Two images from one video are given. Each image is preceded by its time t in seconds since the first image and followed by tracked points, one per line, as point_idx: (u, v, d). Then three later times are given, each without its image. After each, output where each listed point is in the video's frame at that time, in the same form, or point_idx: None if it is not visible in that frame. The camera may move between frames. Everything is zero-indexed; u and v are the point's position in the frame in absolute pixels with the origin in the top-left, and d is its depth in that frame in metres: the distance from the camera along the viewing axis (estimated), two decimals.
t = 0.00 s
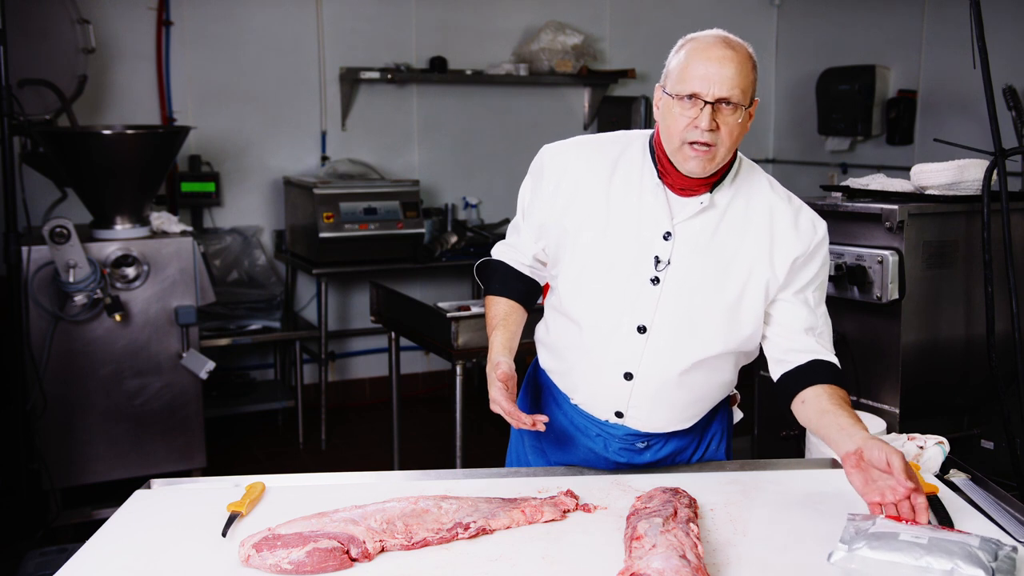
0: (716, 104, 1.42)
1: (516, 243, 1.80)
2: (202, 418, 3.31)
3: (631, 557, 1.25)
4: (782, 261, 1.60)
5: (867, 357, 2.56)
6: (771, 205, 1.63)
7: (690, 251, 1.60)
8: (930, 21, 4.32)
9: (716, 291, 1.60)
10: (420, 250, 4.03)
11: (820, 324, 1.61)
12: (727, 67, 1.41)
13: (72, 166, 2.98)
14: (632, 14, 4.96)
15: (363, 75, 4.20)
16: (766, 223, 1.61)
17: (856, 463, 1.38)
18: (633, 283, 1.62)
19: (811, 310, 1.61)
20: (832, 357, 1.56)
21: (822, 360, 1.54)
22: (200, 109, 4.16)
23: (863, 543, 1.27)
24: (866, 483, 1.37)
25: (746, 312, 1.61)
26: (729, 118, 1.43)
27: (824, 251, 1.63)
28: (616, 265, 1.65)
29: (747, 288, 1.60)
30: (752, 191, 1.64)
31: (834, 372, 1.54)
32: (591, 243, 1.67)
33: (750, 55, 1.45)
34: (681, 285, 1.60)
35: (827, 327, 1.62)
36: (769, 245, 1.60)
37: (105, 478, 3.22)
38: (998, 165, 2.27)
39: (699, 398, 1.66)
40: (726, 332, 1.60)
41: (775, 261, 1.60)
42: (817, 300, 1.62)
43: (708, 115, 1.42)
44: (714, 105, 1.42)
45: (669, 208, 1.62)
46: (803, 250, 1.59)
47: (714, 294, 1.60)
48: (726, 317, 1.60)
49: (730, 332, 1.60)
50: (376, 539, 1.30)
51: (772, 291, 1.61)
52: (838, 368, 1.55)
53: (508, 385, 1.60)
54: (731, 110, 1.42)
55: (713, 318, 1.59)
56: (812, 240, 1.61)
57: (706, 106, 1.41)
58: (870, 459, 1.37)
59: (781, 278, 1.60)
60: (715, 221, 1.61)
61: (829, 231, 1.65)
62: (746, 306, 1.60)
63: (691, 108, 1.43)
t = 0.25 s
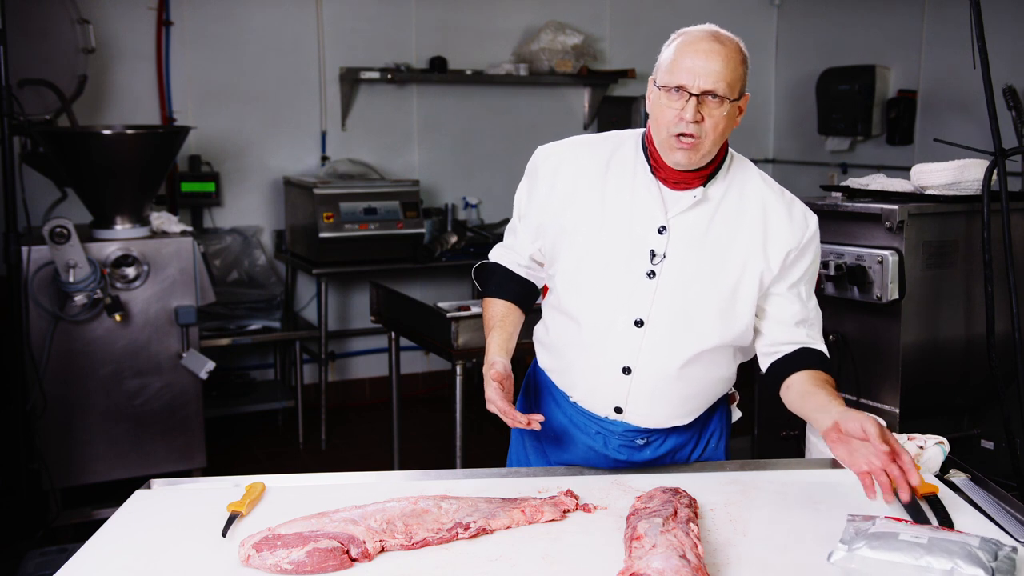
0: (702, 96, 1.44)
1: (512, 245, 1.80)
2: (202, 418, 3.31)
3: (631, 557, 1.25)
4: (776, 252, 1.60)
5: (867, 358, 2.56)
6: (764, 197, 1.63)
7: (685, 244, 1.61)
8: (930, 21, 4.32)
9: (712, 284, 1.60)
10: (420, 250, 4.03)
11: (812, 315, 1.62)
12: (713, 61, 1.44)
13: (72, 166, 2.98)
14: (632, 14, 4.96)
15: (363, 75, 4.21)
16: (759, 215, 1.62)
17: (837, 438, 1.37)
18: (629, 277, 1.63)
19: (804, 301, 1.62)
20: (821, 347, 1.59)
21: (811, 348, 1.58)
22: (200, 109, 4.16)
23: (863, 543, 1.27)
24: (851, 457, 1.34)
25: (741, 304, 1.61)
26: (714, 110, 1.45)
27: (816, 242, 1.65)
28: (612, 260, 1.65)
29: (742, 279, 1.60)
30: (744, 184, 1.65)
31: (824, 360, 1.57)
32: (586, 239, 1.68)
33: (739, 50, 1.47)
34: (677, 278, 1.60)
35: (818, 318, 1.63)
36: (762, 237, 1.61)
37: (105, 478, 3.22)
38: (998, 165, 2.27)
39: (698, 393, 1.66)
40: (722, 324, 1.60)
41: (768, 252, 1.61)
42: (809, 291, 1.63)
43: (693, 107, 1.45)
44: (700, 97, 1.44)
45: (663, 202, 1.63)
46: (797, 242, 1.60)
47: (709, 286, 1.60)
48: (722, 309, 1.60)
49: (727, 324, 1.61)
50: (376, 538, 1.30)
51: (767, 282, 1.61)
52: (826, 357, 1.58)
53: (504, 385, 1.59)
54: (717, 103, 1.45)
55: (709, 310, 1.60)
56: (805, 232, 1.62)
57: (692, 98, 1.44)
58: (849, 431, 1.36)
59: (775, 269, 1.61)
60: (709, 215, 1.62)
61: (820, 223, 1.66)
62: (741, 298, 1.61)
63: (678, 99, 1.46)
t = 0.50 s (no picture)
0: (691, 95, 1.45)
1: (508, 246, 1.80)
2: (203, 418, 3.31)
3: (631, 556, 1.25)
4: (766, 244, 1.62)
5: (867, 358, 2.56)
6: (754, 191, 1.65)
7: (678, 238, 1.62)
8: (930, 22, 4.32)
9: (705, 277, 1.61)
10: (420, 250, 4.03)
11: (801, 306, 1.64)
12: (701, 60, 1.44)
13: (73, 166, 2.98)
14: (632, 14, 4.96)
15: (363, 75, 4.21)
16: (750, 209, 1.63)
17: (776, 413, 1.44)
18: (623, 272, 1.63)
19: (794, 292, 1.64)
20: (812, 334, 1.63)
21: (794, 336, 1.62)
22: (200, 109, 4.16)
23: (863, 543, 1.27)
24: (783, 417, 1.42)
25: (735, 296, 1.62)
26: (703, 108, 1.46)
27: (806, 234, 1.66)
28: (606, 256, 1.66)
29: (734, 272, 1.62)
30: (734, 179, 1.66)
31: (809, 349, 1.60)
32: (580, 236, 1.69)
33: (723, 47, 1.48)
34: (671, 272, 1.61)
35: (808, 309, 1.66)
36: (754, 230, 1.62)
37: (105, 478, 3.22)
38: (998, 165, 2.28)
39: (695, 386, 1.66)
40: (717, 317, 1.61)
41: (759, 244, 1.62)
42: (799, 283, 1.65)
43: (682, 106, 1.45)
44: (688, 97, 1.45)
45: (655, 198, 1.64)
46: (787, 233, 1.62)
47: (703, 280, 1.61)
48: (716, 302, 1.61)
49: (721, 317, 1.62)
50: (376, 538, 1.30)
51: (759, 274, 1.63)
52: (813, 346, 1.62)
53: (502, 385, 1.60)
54: (705, 101, 1.46)
55: (704, 304, 1.61)
56: (795, 224, 1.64)
57: (682, 97, 1.45)
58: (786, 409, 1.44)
59: (767, 260, 1.62)
60: (700, 209, 1.63)
61: (810, 214, 1.67)
62: (734, 290, 1.62)
63: (667, 99, 1.47)
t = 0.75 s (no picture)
0: (687, 101, 1.47)
1: (498, 249, 1.82)
2: (203, 418, 3.31)
3: (631, 557, 1.25)
4: (753, 240, 1.66)
5: (867, 358, 2.56)
6: (739, 189, 1.68)
7: (669, 236, 1.64)
8: (930, 22, 4.32)
9: (696, 274, 1.63)
10: (420, 250, 4.02)
11: (785, 302, 1.68)
12: (692, 65, 1.46)
13: (73, 166, 2.98)
14: (632, 14, 4.96)
15: (363, 75, 4.21)
16: (736, 206, 1.66)
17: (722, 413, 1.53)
18: (616, 271, 1.65)
19: (778, 288, 1.67)
20: (789, 333, 1.67)
21: (773, 331, 1.66)
22: (200, 109, 4.16)
23: (863, 543, 1.27)
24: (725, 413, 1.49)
25: (724, 292, 1.65)
26: (700, 112, 1.48)
27: (790, 229, 1.70)
28: (598, 255, 1.67)
29: (724, 268, 1.65)
30: (720, 177, 1.69)
31: (787, 346, 1.65)
32: (572, 236, 1.70)
33: (708, 48, 1.50)
34: (663, 270, 1.63)
35: (791, 304, 1.70)
36: (741, 227, 1.66)
37: (105, 478, 3.22)
38: (998, 165, 2.28)
39: (689, 382, 1.67)
40: (708, 313, 1.63)
41: (747, 241, 1.66)
42: (784, 279, 1.69)
43: (681, 113, 1.47)
44: (685, 103, 1.47)
45: (644, 198, 1.66)
46: (772, 229, 1.66)
47: (694, 277, 1.63)
48: (707, 298, 1.63)
49: (713, 312, 1.64)
50: (376, 538, 1.30)
51: (746, 270, 1.66)
52: (791, 344, 1.66)
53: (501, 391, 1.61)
54: (701, 105, 1.48)
55: (695, 300, 1.63)
56: (779, 220, 1.68)
57: (679, 105, 1.46)
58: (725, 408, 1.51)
59: (753, 256, 1.66)
60: (689, 208, 1.66)
61: (793, 210, 1.71)
62: (724, 286, 1.65)
63: (664, 107, 1.48)
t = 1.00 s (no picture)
0: (655, 94, 1.54)
1: (475, 259, 1.84)
2: (203, 418, 3.31)
3: (631, 557, 1.25)
4: (725, 229, 1.72)
5: (867, 358, 2.56)
6: (707, 181, 1.75)
7: (644, 231, 1.70)
8: (930, 22, 4.32)
9: (673, 265, 1.69)
10: (420, 250, 4.02)
11: (758, 288, 1.75)
12: (658, 60, 1.54)
13: (72, 166, 2.98)
14: (632, 14, 4.96)
15: (363, 75, 4.22)
16: (707, 198, 1.73)
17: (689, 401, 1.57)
18: (596, 267, 1.69)
19: (751, 274, 1.75)
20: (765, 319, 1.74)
21: (748, 318, 1.74)
22: (200, 109, 4.16)
23: (863, 544, 1.27)
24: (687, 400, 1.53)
25: (701, 281, 1.71)
26: (667, 105, 1.56)
27: (757, 217, 1.78)
28: (577, 253, 1.71)
29: (699, 258, 1.71)
30: (689, 171, 1.75)
31: (758, 331, 1.72)
32: (550, 236, 1.74)
33: (671, 46, 1.59)
34: (641, 263, 1.68)
35: (764, 290, 1.77)
36: (713, 217, 1.72)
37: (105, 478, 3.22)
38: (998, 165, 2.28)
39: (674, 374, 1.71)
40: (687, 302, 1.69)
41: (719, 230, 1.72)
42: (755, 265, 1.76)
43: (650, 105, 1.54)
44: (654, 96, 1.54)
45: (618, 195, 1.71)
46: (742, 217, 1.73)
47: (671, 268, 1.69)
48: (686, 288, 1.69)
49: (692, 301, 1.70)
50: (376, 538, 1.30)
51: (721, 258, 1.73)
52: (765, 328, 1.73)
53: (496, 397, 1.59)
54: (668, 98, 1.55)
55: (674, 291, 1.68)
56: (748, 209, 1.75)
57: (648, 98, 1.54)
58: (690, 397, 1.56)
59: (727, 243, 1.72)
60: (662, 202, 1.71)
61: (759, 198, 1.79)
62: (701, 276, 1.71)
63: (634, 101, 1.55)
